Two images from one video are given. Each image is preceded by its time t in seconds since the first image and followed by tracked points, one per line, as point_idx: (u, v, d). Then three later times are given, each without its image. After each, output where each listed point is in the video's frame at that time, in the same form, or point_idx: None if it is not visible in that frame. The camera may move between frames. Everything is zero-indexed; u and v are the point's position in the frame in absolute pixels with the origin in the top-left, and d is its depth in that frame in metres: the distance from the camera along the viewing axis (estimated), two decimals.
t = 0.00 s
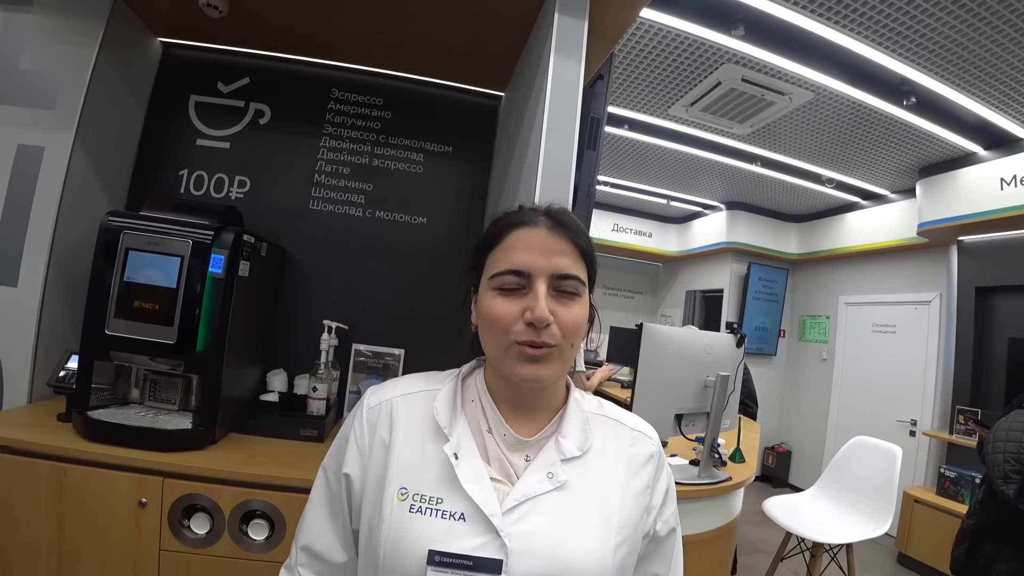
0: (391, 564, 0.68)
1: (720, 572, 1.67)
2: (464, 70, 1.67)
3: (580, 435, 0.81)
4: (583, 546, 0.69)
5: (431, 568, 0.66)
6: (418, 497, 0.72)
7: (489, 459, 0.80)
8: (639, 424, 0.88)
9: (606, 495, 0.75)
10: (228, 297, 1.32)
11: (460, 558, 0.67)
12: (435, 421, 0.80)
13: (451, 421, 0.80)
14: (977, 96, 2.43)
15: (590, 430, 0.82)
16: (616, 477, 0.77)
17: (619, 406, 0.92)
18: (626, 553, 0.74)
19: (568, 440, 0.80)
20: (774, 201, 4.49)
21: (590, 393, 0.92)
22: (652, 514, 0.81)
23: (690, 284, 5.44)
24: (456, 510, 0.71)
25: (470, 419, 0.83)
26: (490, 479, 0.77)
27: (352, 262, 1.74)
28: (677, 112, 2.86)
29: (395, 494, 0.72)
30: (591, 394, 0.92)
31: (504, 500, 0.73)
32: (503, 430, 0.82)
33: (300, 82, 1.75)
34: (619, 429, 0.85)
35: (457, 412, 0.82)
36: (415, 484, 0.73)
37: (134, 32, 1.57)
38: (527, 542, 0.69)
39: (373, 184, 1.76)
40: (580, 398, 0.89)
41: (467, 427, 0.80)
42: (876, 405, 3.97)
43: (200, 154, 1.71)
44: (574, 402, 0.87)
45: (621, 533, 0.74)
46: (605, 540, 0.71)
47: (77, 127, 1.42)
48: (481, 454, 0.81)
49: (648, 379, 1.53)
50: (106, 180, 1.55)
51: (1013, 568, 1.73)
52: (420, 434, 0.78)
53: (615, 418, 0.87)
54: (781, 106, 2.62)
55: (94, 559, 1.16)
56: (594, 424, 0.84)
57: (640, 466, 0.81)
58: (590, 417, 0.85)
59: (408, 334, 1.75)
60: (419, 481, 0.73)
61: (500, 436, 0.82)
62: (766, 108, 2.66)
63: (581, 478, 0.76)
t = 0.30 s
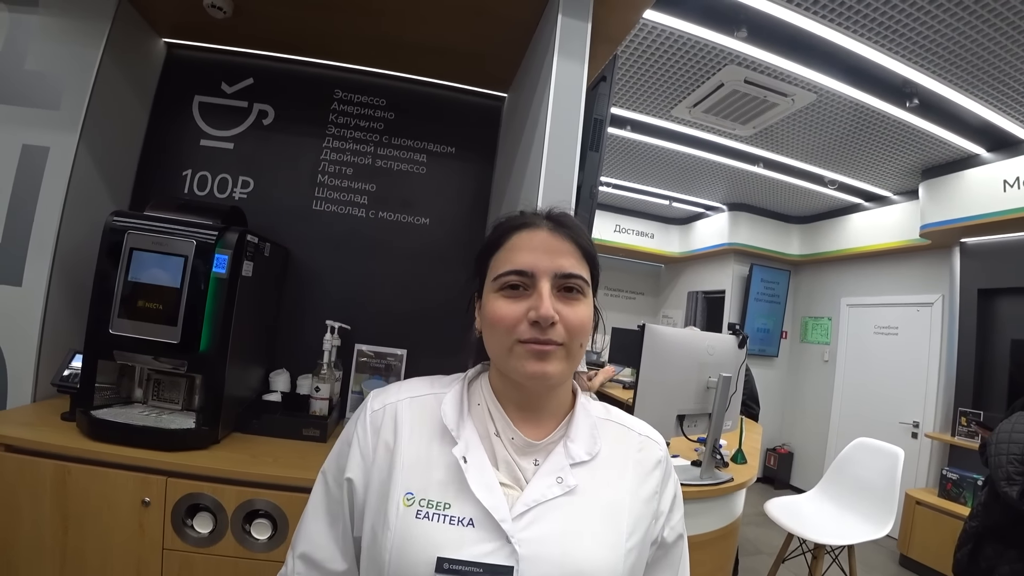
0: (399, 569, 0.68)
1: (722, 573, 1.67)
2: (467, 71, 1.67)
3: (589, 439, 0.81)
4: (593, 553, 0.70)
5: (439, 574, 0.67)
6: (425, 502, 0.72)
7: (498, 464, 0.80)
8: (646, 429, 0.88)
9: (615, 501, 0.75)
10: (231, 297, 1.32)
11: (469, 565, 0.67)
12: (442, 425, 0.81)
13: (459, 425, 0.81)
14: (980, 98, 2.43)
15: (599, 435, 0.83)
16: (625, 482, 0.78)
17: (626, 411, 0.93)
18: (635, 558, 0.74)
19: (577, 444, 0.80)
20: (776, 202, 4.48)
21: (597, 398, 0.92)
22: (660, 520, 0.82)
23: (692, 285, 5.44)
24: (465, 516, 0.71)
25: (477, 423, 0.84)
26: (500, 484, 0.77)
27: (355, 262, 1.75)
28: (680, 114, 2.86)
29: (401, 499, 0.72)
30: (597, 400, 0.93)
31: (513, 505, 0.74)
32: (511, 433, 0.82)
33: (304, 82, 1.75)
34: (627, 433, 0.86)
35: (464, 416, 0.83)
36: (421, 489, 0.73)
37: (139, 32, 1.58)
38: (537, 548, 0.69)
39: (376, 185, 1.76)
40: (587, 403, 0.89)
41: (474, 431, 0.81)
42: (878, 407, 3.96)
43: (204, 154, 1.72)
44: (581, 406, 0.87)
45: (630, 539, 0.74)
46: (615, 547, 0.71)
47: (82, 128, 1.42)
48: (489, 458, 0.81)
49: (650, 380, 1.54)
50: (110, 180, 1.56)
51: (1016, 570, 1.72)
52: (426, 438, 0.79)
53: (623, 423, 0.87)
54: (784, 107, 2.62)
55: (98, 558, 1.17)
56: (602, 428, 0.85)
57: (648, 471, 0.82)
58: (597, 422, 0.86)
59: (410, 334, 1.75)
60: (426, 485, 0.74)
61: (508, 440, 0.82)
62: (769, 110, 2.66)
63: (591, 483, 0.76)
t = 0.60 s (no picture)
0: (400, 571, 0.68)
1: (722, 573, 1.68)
2: (468, 71, 1.68)
3: (591, 441, 0.81)
4: (593, 555, 0.70)
5: None
6: (427, 505, 0.72)
7: (500, 466, 0.80)
8: (651, 429, 0.88)
9: (617, 504, 0.75)
10: (232, 297, 1.33)
11: (469, 569, 0.67)
12: (444, 427, 0.81)
13: (460, 427, 0.81)
14: (980, 99, 2.43)
15: (601, 436, 0.83)
16: (628, 484, 0.78)
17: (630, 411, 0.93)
18: (637, 560, 0.74)
19: (579, 446, 0.80)
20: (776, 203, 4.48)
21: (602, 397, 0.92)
22: (664, 521, 0.82)
23: (693, 285, 5.44)
24: (466, 519, 0.72)
25: (479, 425, 0.84)
26: (501, 486, 0.77)
27: (355, 262, 1.75)
28: (680, 114, 2.86)
29: (403, 502, 0.72)
30: (602, 398, 0.93)
31: (514, 508, 0.74)
32: (513, 434, 0.82)
33: (305, 83, 1.75)
34: (631, 434, 0.86)
35: (466, 418, 0.83)
36: (423, 491, 0.74)
37: (140, 33, 1.58)
38: (537, 552, 0.69)
39: (377, 185, 1.77)
40: (591, 403, 0.89)
41: (476, 434, 0.81)
42: (878, 408, 3.97)
43: (204, 154, 1.72)
44: (584, 406, 0.87)
45: (632, 542, 0.74)
46: (616, 549, 0.72)
47: (83, 128, 1.43)
48: (491, 460, 0.81)
49: (650, 380, 1.54)
50: (111, 180, 1.56)
51: (1016, 570, 1.72)
52: (428, 440, 0.79)
53: (627, 423, 0.87)
54: (785, 108, 2.62)
55: (99, 558, 1.17)
56: (605, 429, 0.85)
57: (651, 472, 0.82)
58: (601, 423, 0.86)
59: (410, 335, 1.75)
60: (428, 488, 0.74)
61: (510, 442, 0.82)
62: (769, 111, 2.67)
63: (593, 485, 0.77)
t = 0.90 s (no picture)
0: (401, 566, 0.69)
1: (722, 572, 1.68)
2: (468, 70, 1.67)
3: (591, 438, 0.81)
4: (591, 552, 0.70)
5: (439, 571, 0.67)
6: (428, 500, 0.73)
7: (500, 462, 0.81)
8: (652, 427, 0.87)
9: (616, 501, 0.75)
10: (232, 297, 1.32)
11: (467, 563, 0.67)
12: (445, 424, 0.81)
13: (461, 424, 0.81)
14: (981, 98, 2.43)
15: (602, 433, 0.83)
16: (628, 481, 0.78)
17: (632, 408, 0.92)
18: (636, 557, 0.74)
19: (579, 444, 0.80)
20: (776, 202, 4.48)
21: (603, 394, 0.92)
22: (664, 518, 0.82)
23: (693, 285, 5.44)
24: (465, 515, 0.72)
25: (481, 422, 0.84)
26: (500, 483, 0.77)
27: (355, 262, 1.75)
28: (680, 113, 2.86)
29: (405, 497, 0.73)
30: (604, 395, 0.93)
31: (513, 505, 0.74)
32: (513, 432, 0.82)
33: (305, 82, 1.75)
34: (632, 431, 0.85)
35: (467, 415, 0.83)
36: (425, 487, 0.74)
37: (139, 31, 1.58)
38: (535, 548, 0.69)
39: (377, 184, 1.77)
40: (592, 400, 0.89)
41: (477, 431, 0.81)
42: (878, 407, 3.97)
43: (204, 153, 1.72)
44: (585, 404, 0.87)
45: (631, 539, 0.74)
46: (615, 546, 0.71)
47: (82, 127, 1.42)
48: (491, 457, 0.81)
49: (651, 379, 1.54)
50: (111, 179, 1.56)
51: (1016, 569, 1.71)
52: (429, 437, 0.79)
53: (628, 420, 0.87)
54: (785, 107, 2.62)
55: (99, 557, 1.17)
56: (606, 426, 0.85)
57: (652, 469, 0.81)
58: (602, 420, 0.85)
59: (410, 334, 1.75)
60: (429, 484, 0.74)
61: (510, 439, 0.82)
62: (769, 110, 2.67)
63: (592, 482, 0.76)
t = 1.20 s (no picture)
0: (401, 557, 0.69)
1: (723, 569, 1.68)
2: (468, 67, 1.67)
3: (591, 431, 0.81)
4: (590, 544, 0.69)
5: (439, 561, 0.67)
6: (429, 492, 0.72)
7: (499, 455, 0.80)
8: (652, 420, 0.87)
9: (615, 493, 0.75)
10: (231, 294, 1.32)
11: (466, 553, 0.67)
12: (445, 417, 0.81)
13: (461, 418, 0.81)
14: (983, 94, 2.42)
15: (601, 426, 0.82)
16: (626, 474, 0.77)
17: (632, 402, 0.92)
18: (634, 549, 0.74)
19: (578, 437, 0.79)
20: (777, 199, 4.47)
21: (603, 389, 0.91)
22: (663, 511, 0.81)
23: (694, 282, 5.44)
24: (465, 506, 0.71)
25: (481, 416, 0.84)
26: (500, 475, 0.77)
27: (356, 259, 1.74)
28: (681, 110, 2.85)
29: (406, 489, 0.73)
30: (604, 390, 0.92)
31: (512, 497, 0.74)
32: (512, 427, 0.82)
33: (304, 79, 1.75)
34: (632, 425, 0.85)
35: (467, 409, 0.83)
36: (425, 479, 0.74)
37: (138, 29, 1.57)
38: (534, 539, 0.69)
39: (377, 182, 1.76)
40: (592, 394, 0.89)
41: (477, 424, 0.80)
42: (879, 405, 3.97)
43: (204, 151, 1.72)
44: (585, 398, 0.87)
45: (630, 531, 0.73)
46: (613, 538, 0.71)
47: (81, 125, 1.42)
48: (491, 450, 0.81)
49: (652, 376, 1.54)
50: (110, 177, 1.55)
51: (1017, 566, 1.72)
52: (430, 430, 0.79)
53: (628, 414, 0.86)
54: (786, 104, 2.61)
55: (100, 554, 1.17)
56: (605, 420, 0.84)
57: (651, 462, 0.81)
58: (602, 414, 0.85)
59: (411, 331, 1.75)
60: (429, 476, 0.74)
61: (510, 433, 0.82)
62: (770, 107, 2.66)
63: (591, 475, 0.76)
